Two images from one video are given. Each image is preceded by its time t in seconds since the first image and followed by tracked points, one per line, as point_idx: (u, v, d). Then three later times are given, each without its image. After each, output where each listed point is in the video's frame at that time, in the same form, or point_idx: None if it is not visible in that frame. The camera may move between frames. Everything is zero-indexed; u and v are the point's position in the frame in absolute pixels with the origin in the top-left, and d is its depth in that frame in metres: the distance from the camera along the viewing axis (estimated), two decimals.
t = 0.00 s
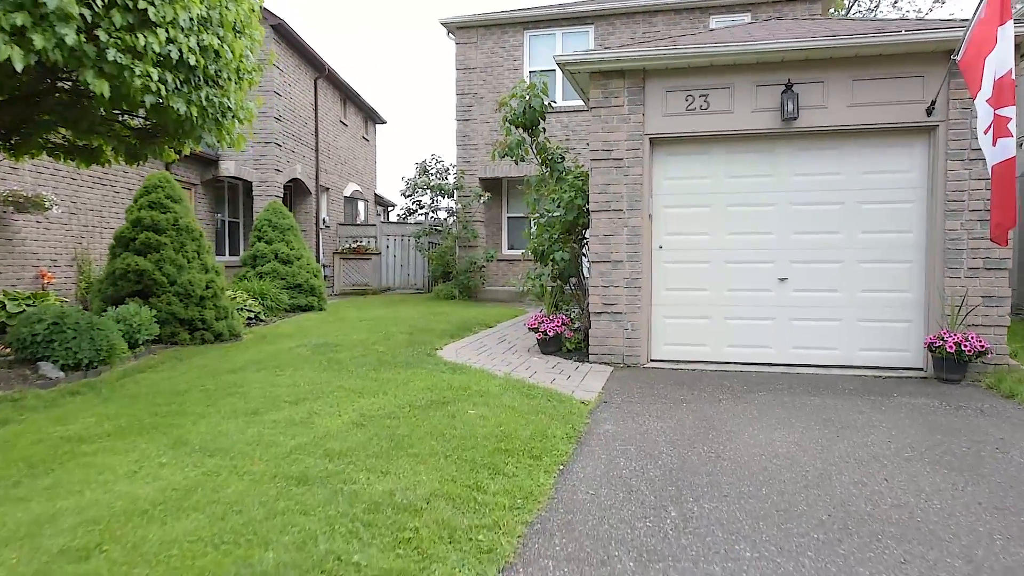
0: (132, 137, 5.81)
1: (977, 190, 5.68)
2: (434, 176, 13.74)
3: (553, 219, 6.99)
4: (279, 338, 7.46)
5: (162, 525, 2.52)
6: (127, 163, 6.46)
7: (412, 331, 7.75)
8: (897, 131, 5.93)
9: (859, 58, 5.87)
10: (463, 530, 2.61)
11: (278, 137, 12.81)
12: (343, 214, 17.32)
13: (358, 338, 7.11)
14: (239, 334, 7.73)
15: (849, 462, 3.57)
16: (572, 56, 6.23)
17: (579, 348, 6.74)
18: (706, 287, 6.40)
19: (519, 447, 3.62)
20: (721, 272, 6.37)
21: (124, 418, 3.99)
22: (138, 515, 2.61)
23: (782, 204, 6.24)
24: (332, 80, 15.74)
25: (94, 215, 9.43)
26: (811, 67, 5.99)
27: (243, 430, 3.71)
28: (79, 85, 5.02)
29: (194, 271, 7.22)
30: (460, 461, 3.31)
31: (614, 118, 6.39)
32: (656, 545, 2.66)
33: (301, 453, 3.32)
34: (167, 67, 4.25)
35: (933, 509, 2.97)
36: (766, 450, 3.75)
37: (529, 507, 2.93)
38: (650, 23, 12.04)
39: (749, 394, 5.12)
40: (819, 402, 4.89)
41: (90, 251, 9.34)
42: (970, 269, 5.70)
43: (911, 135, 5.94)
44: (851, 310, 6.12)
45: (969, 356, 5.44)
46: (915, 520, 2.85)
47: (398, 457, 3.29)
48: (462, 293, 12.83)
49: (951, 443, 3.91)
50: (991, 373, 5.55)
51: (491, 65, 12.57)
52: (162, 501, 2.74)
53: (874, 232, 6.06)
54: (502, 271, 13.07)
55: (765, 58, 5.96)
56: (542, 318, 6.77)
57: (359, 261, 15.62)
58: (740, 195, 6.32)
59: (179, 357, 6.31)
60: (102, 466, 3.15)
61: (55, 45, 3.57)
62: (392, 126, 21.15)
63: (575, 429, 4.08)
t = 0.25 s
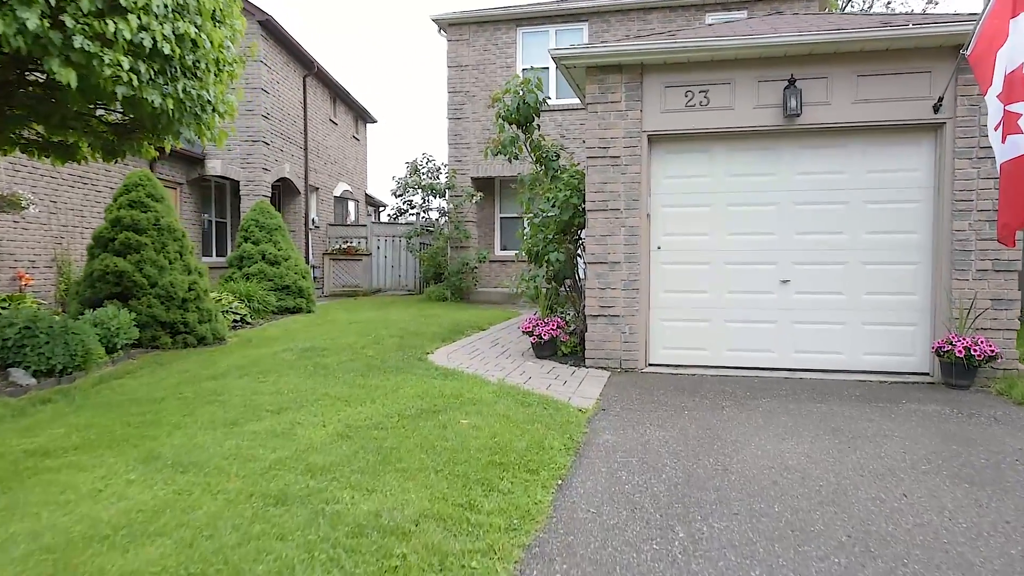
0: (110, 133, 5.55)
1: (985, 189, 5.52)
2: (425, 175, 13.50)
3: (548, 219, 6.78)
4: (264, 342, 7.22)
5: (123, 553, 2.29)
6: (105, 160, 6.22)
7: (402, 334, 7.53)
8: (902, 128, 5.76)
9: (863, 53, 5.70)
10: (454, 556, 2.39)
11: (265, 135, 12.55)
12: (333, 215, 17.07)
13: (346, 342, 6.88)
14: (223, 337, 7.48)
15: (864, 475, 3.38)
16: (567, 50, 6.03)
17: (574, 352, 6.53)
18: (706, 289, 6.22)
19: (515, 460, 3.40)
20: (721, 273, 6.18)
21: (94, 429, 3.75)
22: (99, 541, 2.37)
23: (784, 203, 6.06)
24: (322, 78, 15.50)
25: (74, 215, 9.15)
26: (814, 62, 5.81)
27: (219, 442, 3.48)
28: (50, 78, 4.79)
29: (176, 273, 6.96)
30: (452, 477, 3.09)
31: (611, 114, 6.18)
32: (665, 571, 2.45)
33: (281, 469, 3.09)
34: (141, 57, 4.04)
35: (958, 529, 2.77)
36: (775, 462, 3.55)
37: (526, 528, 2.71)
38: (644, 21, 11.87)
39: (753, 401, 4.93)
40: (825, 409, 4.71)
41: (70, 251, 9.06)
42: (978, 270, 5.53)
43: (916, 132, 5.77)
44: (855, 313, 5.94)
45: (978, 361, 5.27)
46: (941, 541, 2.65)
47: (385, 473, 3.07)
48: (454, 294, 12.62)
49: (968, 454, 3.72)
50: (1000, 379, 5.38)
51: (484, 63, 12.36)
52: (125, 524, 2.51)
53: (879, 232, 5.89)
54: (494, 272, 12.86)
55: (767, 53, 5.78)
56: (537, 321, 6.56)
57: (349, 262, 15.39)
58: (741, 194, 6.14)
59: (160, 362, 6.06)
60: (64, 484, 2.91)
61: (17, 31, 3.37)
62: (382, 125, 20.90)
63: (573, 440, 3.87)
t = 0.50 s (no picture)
0: (84, 129, 5.31)
1: (996, 188, 5.35)
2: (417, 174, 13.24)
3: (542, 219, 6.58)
4: (250, 346, 6.98)
5: None
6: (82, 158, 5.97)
7: (393, 337, 7.30)
8: (909, 125, 5.58)
9: (869, 47, 5.52)
10: None
11: (253, 134, 12.29)
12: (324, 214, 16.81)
13: (334, 346, 6.65)
14: (207, 341, 7.23)
15: (881, 491, 3.18)
16: (563, 44, 5.82)
17: (570, 357, 6.32)
18: (706, 291, 6.03)
19: (511, 476, 3.19)
20: (721, 275, 6.00)
21: (61, 443, 3.51)
22: None
23: (787, 203, 5.88)
24: (312, 76, 15.25)
25: (54, 214, 8.88)
26: (819, 57, 5.62)
27: (194, 458, 3.25)
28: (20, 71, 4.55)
29: (157, 275, 6.72)
30: (444, 496, 2.87)
31: (608, 111, 5.98)
32: None
33: (259, 489, 2.87)
34: (113, 48, 3.81)
35: (988, 553, 2.58)
36: (787, 477, 3.35)
37: (524, 554, 2.50)
38: (640, 17, 11.68)
39: (758, 408, 4.74)
40: (833, 418, 4.52)
41: (49, 252, 8.79)
42: (988, 272, 5.36)
43: (923, 130, 5.60)
44: (860, 316, 5.76)
45: (989, 367, 5.09)
46: (971, 568, 2.45)
47: (372, 492, 2.85)
48: (446, 296, 12.40)
49: (988, 466, 3.54)
50: (1011, 384, 5.21)
51: (476, 60, 12.14)
52: (82, 555, 2.28)
53: (884, 233, 5.71)
54: (487, 273, 12.65)
55: (770, 47, 5.59)
56: (531, 324, 6.35)
57: (339, 263, 15.17)
58: (742, 193, 5.96)
59: (139, 367, 5.82)
60: (20, 507, 2.68)
61: None
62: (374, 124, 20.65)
63: (572, 452, 3.66)
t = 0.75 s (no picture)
0: (59, 123, 5.03)
1: (1007, 187, 5.18)
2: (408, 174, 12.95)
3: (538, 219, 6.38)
4: (234, 350, 6.74)
5: None
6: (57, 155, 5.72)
7: (384, 341, 7.08)
8: (917, 123, 5.41)
9: (876, 42, 5.34)
10: None
11: (241, 132, 12.04)
12: (314, 214, 16.56)
13: (322, 351, 6.42)
14: (190, 345, 6.99)
15: (902, 509, 2.98)
16: (560, 38, 5.61)
17: (567, 362, 6.10)
18: (708, 294, 5.83)
19: (507, 493, 2.98)
20: (723, 277, 5.81)
21: (24, 459, 3.27)
22: None
23: (790, 203, 5.70)
24: (301, 73, 14.99)
25: (34, 214, 8.61)
26: (824, 52, 5.43)
27: (166, 475, 3.02)
28: None
29: (138, 277, 6.47)
30: (435, 518, 2.66)
31: (606, 107, 5.78)
32: None
33: (235, 511, 2.64)
34: (81, 35, 3.60)
35: None
36: (801, 494, 3.15)
37: None
38: (635, 15, 11.49)
39: (764, 417, 4.54)
40: (843, 427, 4.33)
41: (28, 253, 8.52)
42: (999, 275, 5.19)
43: (931, 127, 5.43)
44: (866, 320, 5.58)
45: (1002, 372, 4.92)
46: None
47: (357, 514, 2.63)
48: (439, 297, 12.18)
49: (1011, 480, 3.35)
50: None
51: (469, 58, 11.93)
52: None
53: (891, 234, 5.53)
54: (480, 275, 12.43)
55: (774, 42, 5.40)
56: (527, 328, 6.14)
57: (330, 264, 14.98)
58: (744, 193, 5.77)
59: (118, 373, 5.58)
60: None
61: None
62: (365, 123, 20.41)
63: (571, 466, 3.45)
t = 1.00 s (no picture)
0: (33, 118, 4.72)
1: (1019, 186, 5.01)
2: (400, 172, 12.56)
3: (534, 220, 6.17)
4: (219, 355, 6.51)
5: None
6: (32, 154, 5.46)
7: (375, 346, 6.87)
8: (925, 120, 5.23)
9: (883, 36, 5.16)
10: None
11: (229, 130, 11.78)
12: (304, 214, 16.30)
13: (310, 355, 6.19)
14: (174, 350, 6.74)
15: (927, 530, 2.79)
16: (558, 31, 5.40)
17: (564, 367, 5.90)
18: (709, 296, 5.64)
19: (505, 514, 2.77)
20: (725, 280, 5.62)
21: None
22: None
23: (794, 202, 5.51)
24: (291, 71, 14.74)
25: (13, 214, 8.35)
26: (830, 46, 5.25)
27: (137, 497, 2.80)
28: None
29: (119, 279, 6.23)
30: (427, 544, 2.45)
31: (604, 103, 5.58)
32: None
33: (209, 538, 2.42)
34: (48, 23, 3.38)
35: None
36: (817, 512, 2.96)
37: None
38: (631, 11, 11.31)
39: (771, 425, 4.35)
40: (854, 436, 4.14)
41: (7, 254, 8.26)
42: (1011, 277, 5.02)
43: (939, 125, 5.25)
44: (873, 323, 5.41)
45: (1015, 378, 4.75)
46: None
47: (342, 542, 2.42)
48: (431, 298, 11.97)
49: None
50: None
51: (462, 55, 11.72)
52: None
53: (898, 235, 5.36)
54: (473, 276, 12.23)
55: (779, 36, 5.21)
56: (522, 332, 5.93)
57: (320, 264, 14.80)
58: (747, 192, 5.58)
59: (95, 381, 5.34)
60: None
61: None
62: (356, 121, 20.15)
63: (572, 482, 3.25)
